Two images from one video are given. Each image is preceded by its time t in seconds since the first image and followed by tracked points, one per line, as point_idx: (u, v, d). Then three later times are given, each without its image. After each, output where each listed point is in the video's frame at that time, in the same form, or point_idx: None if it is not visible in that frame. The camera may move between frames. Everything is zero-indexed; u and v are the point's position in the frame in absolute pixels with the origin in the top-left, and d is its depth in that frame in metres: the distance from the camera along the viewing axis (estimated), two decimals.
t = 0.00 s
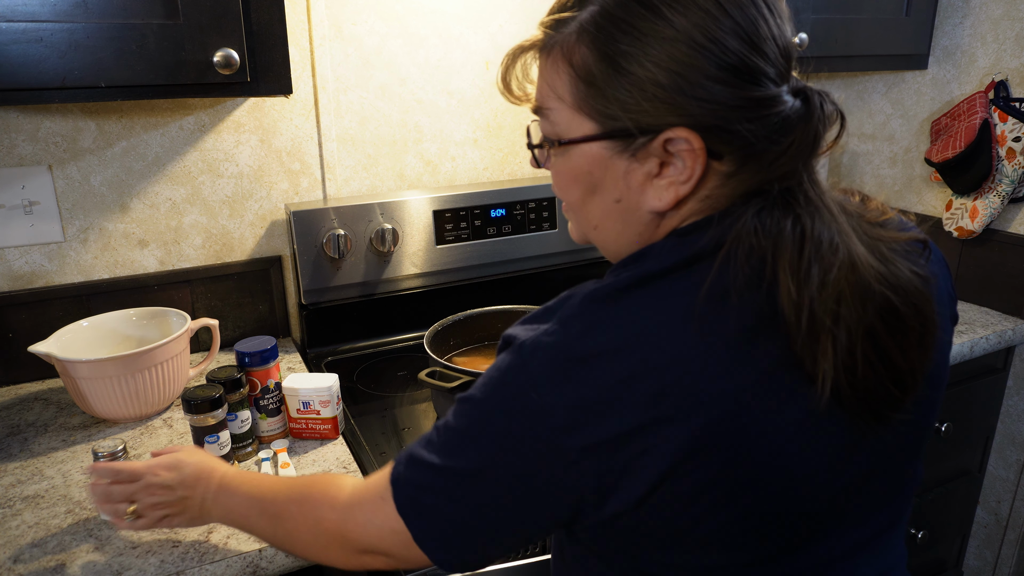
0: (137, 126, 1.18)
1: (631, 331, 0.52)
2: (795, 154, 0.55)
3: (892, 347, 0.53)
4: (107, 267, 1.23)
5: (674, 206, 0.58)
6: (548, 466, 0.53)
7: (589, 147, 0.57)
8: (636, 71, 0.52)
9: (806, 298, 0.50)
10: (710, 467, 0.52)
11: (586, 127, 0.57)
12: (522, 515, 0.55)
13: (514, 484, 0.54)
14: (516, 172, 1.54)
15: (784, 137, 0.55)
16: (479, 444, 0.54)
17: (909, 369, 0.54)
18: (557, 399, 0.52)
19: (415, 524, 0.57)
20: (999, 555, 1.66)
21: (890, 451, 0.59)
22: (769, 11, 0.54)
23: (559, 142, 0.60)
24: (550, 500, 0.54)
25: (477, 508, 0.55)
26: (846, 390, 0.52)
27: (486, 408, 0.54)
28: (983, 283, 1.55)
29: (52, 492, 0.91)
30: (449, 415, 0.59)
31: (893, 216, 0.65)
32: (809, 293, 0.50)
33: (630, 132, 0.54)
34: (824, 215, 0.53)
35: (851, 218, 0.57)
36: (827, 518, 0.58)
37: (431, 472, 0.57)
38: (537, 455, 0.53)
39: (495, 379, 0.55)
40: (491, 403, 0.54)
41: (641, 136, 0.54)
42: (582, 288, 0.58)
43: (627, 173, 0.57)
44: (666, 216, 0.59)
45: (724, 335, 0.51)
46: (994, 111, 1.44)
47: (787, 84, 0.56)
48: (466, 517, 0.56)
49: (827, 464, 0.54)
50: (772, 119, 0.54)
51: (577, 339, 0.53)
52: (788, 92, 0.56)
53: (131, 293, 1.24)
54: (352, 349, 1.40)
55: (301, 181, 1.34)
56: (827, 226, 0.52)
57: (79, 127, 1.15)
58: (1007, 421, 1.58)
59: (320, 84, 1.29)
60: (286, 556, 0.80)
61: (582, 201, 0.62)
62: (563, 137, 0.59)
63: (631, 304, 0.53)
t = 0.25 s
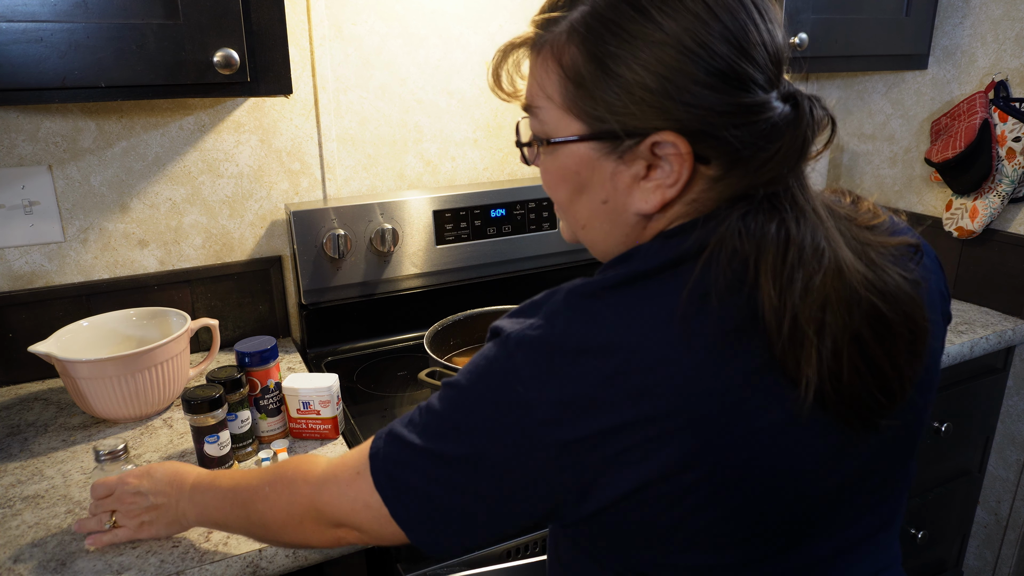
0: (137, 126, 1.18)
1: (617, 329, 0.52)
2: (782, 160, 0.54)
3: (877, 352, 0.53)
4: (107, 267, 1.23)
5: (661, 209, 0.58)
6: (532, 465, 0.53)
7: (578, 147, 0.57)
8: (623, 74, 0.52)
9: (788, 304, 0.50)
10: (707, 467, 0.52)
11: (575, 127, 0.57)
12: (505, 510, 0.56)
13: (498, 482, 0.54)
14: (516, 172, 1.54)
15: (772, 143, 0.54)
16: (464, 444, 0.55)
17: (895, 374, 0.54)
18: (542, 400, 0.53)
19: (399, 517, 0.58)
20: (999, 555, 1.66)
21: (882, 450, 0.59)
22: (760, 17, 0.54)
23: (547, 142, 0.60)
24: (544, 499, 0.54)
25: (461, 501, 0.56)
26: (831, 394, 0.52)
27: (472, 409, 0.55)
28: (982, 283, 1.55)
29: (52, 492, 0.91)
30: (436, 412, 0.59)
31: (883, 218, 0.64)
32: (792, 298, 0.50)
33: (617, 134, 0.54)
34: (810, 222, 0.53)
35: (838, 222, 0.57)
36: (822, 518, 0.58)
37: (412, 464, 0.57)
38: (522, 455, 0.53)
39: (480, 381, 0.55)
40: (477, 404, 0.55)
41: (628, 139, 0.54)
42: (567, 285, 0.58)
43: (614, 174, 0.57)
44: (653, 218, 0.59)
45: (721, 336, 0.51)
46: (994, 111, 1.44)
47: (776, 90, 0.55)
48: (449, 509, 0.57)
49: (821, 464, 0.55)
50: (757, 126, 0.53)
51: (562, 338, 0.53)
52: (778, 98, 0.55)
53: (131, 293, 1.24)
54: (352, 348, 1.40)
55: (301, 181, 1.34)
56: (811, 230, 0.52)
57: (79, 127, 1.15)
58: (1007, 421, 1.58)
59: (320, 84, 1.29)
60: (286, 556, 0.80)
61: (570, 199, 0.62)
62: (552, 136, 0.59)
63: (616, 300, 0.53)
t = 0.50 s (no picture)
0: (137, 126, 1.18)
1: (630, 331, 0.52)
2: (790, 156, 0.55)
3: (885, 349, 0.53)
4: (107, 267, 1.23)
5: (668, 206, 0.58)
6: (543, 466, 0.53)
7: (584, 145, 0.57)
8: (630, 71, 0.52)
9: (797, 300, 0.50)
10: (709, 468, 0.52)
11: (582, 126, 0.57)
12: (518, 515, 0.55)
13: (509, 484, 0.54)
14: (516, 172, 1.54)
15: (780, 138, 0.54)
16: (475, 445, 0.55)
17: (903, 371, 0.54)
18: (552, 400, 0.52)
19: (412, 521, 0.58)
20: (999, 555, 1.66)
21: (888, 451, 0.59)
22: (765, 13, 0.54)
23: (554, 141, 0.60)
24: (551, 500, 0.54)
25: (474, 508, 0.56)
26: (841, 392, 0.52)
27: (482, 409, 0.55)
28: (983, 283, 1.55)
29: (51, 492, 0.91)
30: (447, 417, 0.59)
31: (888, 218, 0.64)
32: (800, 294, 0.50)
33: (625, 131, 0.54)
34: (818, 219, 0.53)
35: (846, 220, 0.57)
36: (826, 518, 0.58)
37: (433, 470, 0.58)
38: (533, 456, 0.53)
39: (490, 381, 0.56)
40: (487, 404, 0.55)
41: (635, 135, 0.54)
42: (579, 289, 0.58)
43: (621, 172, 0.57)
44: (661, 216, 0.59)
45: (725, 336, 0.51)
46: (994, 111, 1.44)
47: (783, 85, 0.55)
48: (463, 517, 0.56)
49: (827, 465, 0.54)
50: (766, 121, 0.53)
51: (573, 338, 0.53)
52: (784, 93, 0.55)
53: (131, 293, 1.25)
54: (352, 348, 1.40)
55: (301, 181, 1.34)
56: (821, 228, 0.52)
57: (79, 127, 1.15)
58: (1007, 421, 1.59)
59: (320, 84, 1.29)
60: (286, 556, 0.80)
61: (577, 199, 0.62)
62: (559, 135, 0.59)
63: (629, 303, 0.53)
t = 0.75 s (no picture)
0: (136, 126, 1.18)
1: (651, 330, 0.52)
2: (813, 151, 0.54)
3: (908, 348, 0.53)
4: (107, 267, 1.23)
5: (689, 201, 0.57)
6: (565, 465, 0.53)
7: (605, 140, 0.57)
8: (650, 65, 0.52)
9: (822, 299, 0.50)
10: (713, 470, 0.52)
11: (602, 121, 0.57)
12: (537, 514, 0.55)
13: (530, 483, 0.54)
14: (516, 173, 1.54)
15: (802, 133, 0.54)
16: (497, 443, 0.55)
17: (925, 370, 0.54)
18: (575, 398, 0.52)
19: (432, 518, 0.58)
20: (999, 555, 1.66)
21: (899, 453, 0.58)
22: (786, 7, 0.54)
23: (573, 136, 0.60)
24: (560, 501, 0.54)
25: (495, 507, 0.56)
26: (865, 391, 0.52)
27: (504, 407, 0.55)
28: (983, 283, 1.55)
29: (52, 492, 0.91)
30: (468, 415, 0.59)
31: (906, 219, 0.65)
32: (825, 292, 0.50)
33: (645, 125, 0.54)
34: (840, 218, 0.53)
35: (867, 219, 0.58)
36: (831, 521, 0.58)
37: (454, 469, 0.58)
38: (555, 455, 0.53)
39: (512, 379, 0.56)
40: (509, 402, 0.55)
41: (656, 129, 0.54)
42: (601, 287, 0.58)
43: (641, 167, 0.57)
44: (681, 211, 0.59)
45: (734, 337, 0.51)
46: (995, 111, 1.44)
47: (805, 80, 0.55)
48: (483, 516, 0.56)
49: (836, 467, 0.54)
50: (789, 113, 0.53)
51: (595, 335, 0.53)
52: (806, 87, 0.55)
53: (131, 293, 1.24)
54: (352, 349, 1.40)
55: (301, 181, 1.34)
56: (844, 227, 0.53)
57: (79, 127, 1.15)
58: (1007, 421, 1.59)
59: (320, 84, 1.29)
60: (286, 556, 0.80)
61: (596, 195, 0.62)
62: (579, 131, 0.59)
63: (651, 301, 0.53)
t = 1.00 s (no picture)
0: (136, 126, 1.18)
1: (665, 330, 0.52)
2: (827, 151, 0.55)
3: (924, 347, 0.53)
4: (107, 267, 1.23)
5: (698, 196, 0.57)
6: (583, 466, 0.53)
7: (613, 139, 0.58)
8: (654, 63, 0.53)
9: (838, 300, 0.50)
10: (717, 472, 0.52)
11: (610, 119, 0.58)
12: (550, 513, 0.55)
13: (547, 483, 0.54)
14: (516, 173, 1.54)
15: (810, 127, 0.54)
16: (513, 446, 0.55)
17: (940, 370, 0.55)
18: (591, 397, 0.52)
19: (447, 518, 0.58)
20: (1000, 555, 1.66)
21: (909, 457, 0.58)
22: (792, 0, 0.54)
23: (585, 136, 0.61)
24: (568, 501, 0.54)
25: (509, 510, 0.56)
26: (883, 392, 0.52)
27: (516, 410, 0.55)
28: (983, 283, 1.54)
29: (52, 492, 0.91)
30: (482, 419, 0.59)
31: (920, 219, 0.65)
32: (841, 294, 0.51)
33: (650, 121, 0.55)
34: (856, 218, 0.54)
35: (882, 219, 0.58)
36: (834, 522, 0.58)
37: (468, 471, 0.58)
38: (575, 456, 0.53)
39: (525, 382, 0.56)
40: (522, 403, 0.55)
41: (660, 125, 0.55)
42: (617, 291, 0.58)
43: (649, 163, 0.57)
44: (692, 208, 0.59)
45: (741, 338, 0.50)
46: (995, 111, 1.44)
47: (815, 73, 0.55)
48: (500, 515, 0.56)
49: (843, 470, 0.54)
50: (794, 105, 0.53)
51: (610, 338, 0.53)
52: (816, 80, 0.55)
53: (131, 293, 1.24)
54: (352, 349, 1.40)
55: (301, 181, 1.34)
56: (858, 227, 0.53)
57: (79, 127, 1.15)
58: (1008, 422, 1.59)
59: (320, 84, 1.29)
60: (286, 556, 0.80)
61: (609, 194, 0.62)
62: (590, 131, 0.60)
63: (669, 305, 0.54)
